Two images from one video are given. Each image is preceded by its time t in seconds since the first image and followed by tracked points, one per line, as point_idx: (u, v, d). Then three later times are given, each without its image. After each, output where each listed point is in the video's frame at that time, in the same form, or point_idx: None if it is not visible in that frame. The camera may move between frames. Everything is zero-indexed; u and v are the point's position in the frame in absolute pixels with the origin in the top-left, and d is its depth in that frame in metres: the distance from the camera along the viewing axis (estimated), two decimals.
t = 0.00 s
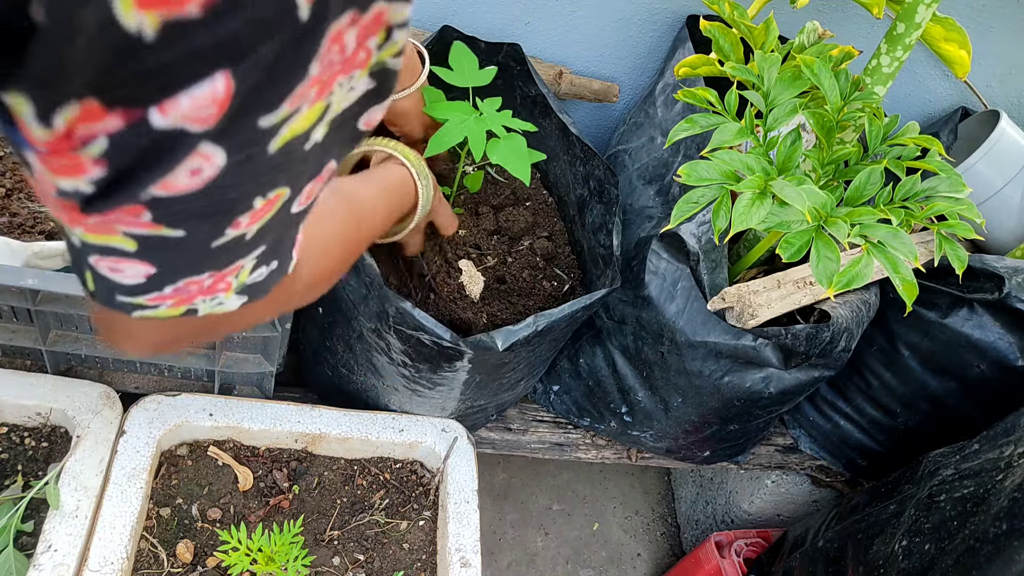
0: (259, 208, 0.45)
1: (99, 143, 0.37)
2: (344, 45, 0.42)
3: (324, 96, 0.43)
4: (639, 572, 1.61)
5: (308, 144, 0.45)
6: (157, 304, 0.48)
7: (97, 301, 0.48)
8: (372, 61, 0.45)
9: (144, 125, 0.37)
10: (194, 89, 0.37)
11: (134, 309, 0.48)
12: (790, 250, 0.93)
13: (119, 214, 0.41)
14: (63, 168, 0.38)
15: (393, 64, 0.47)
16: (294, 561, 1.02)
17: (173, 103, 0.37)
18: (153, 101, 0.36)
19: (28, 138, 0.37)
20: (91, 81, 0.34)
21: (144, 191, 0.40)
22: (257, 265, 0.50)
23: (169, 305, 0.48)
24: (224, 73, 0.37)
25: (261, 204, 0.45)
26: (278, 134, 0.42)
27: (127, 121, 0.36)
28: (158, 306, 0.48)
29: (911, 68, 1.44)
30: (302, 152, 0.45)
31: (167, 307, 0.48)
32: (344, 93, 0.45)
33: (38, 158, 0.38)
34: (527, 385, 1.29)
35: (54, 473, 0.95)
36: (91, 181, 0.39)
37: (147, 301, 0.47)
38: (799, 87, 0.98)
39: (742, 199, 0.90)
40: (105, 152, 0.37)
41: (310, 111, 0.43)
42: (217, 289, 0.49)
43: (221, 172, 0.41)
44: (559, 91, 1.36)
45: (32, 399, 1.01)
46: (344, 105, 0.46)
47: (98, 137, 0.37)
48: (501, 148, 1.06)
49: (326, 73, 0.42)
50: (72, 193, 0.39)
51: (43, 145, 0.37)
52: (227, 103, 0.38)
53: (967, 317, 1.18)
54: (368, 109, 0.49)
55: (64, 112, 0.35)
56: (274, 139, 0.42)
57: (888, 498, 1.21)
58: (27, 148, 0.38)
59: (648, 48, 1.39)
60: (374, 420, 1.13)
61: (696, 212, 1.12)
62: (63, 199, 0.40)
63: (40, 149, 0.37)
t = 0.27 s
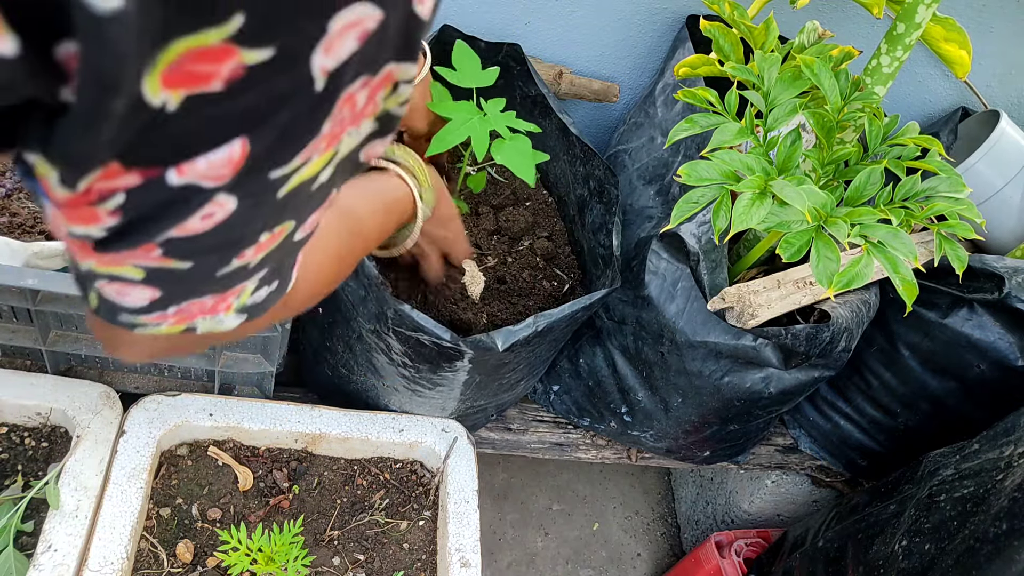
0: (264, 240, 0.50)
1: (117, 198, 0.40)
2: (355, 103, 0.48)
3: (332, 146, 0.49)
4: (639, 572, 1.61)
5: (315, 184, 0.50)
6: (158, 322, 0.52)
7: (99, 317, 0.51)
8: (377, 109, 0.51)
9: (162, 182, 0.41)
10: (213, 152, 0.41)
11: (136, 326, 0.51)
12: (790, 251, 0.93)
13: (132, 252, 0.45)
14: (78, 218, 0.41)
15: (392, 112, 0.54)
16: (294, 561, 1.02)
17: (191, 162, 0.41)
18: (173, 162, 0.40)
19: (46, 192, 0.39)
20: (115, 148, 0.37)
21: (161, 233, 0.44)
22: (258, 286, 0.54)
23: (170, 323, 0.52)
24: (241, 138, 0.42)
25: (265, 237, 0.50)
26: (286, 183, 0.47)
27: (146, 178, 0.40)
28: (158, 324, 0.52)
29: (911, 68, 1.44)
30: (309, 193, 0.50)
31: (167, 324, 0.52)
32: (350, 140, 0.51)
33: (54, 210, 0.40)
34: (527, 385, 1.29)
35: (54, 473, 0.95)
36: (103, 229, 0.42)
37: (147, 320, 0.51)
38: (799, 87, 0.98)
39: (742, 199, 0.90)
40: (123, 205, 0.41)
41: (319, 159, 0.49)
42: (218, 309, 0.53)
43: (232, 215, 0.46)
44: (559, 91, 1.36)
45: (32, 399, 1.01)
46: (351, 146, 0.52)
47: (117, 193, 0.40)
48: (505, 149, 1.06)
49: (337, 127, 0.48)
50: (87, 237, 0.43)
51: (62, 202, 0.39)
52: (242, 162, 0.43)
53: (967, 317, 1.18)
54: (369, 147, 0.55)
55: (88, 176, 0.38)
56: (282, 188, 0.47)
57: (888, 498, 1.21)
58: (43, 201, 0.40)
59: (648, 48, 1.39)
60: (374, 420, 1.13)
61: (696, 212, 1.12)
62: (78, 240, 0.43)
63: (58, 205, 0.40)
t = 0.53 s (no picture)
0: (322, 286, 0.46)
1: (158, 234, 0.38)
2: (398, 129, 0.44)
3: (380, 178, 0.45)
4: (639, 572, 1.61)
5: (370, 224, 0.46)
6: (232, 385, 0.50)
7: (177, 382, 0.50)
8: (426, 143, 0.48)
9: (203, 217, 0.38)
10: (248, 181, 0.37)
11: (211, 390, 0.50)
12: (790, 250, 0.94)
13: (187, 301, 0.42)
14: (121, 259, 0.39)
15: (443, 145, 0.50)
16: (294, 561, 1.02)
17: (230, 194, 0.37)
18: (212, 194, 0.37)
19: (88, 232, 0.38)
20: (151, 180, 0.35)
21: (211, 280, 0.41)
22: (327, 342, 0.51)
23: (243, 386, 0.50)
24: (279, 164, 0.38)
25: (325, 281, 0.46)
26: (335, 216, 0.43)
27: (184, 215, 0.37)
28: (232, 387, 0.50)
29: (911, 68, 1.44)
30: (363, 232, 0.46)
31: (242, 387, 0.51)
32: (400, 174, 0.47)
33: (100, 250, 0.39)
34: (527, 385, 1.29)
35: (54, 473, 0.95)
36: (149, 271, 0.40)
37: (220, 382, 0.49)
38: (798, 87, 0.98)
39: (742, 199, 0.90)
40: (164, 243, 0.38)
41: (368, 192, 0.44)
42: (289, 368, 0.51)
43: (281, 255, 0.42)
44: (559, 90, 1.36)
45: (32, 399, 1.01)
46: (401, 186, 0.48)
47: (157, 229, 0.37)
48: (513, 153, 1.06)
49: (382, 156, 0.44)
50: (135, 283, 0.41)
51: (105, 240, 0.38)
52: (282, 189, 0.39)
53: (967, 317, 1.18)
54: (421, 186, 0.51)
55: (127, 211, 0.36)
56: (333, 220, 0.43)
57: (888, 498, 1.21)
58: (90, 244, 0.39)
59: (648, 48, 1.39)
60: (374, 420, 1.13)
61: (696, 212, 1.12)
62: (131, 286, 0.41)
63: (101, 244, 0.38)
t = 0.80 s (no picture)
0: (366, 292, 0.47)
1: (210, 256, 0.39)
2: (431, 150, 0.44)
3: (416, 194, 0.45)
4: (639, 572, 1.61)
5: (409, 234, 0.47)
6: (287, 384, 0.52)
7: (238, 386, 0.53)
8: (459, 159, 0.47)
9: (251, 240, 0.39)
10: (292, 208, 0.39)
11: (268, 390, 0.52)
12: (790, 251, 0.94)
13: (243, 314, 0.44)
14: (176, 280, 0.40)
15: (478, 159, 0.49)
16: (294, 561, 1.02)
17: (276, 220, 0.39)
18: (260, 219, 0.38)
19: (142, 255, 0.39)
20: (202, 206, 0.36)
21: (263, 294, 0.43)
22: (374, 340, 0.52)
23: (298, 386, 0.52)
24: (320, 190, 0.39)
25: (368, 289, 0.47)
26: (375, 230, 0.43)
27: (235, 239, 0.38)
28: (288, 387, 0.52)
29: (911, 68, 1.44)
30: (403, 243, 0.47)
31: (296, 387, 0.52)
32: (434, 188, 0.47)
33: (155, 272, 0.40)
34: (527, 385, 1.29)
35: (54, 473, 0.95)
36: (202, 290, 0.41)
37: (276, 383, 0.51)
38: (798, 87, 0.99)
39: (742, 199, 0.90)
40: (216, 265, 0.40)
41: (405, 209, 0.45)
42: (338, 367, 0.52)
43: (328, 269, 0.43)
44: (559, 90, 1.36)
45: (32, 399, 1.01)
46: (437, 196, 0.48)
47: (209, 253, 0.39)
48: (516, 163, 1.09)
49: (416, 176, 0.44)
50: (189, 300, 0.42)
51: (159, 263, 0.39)
52: (325, 212, 0.40)
53: (967, 317, 1.18)
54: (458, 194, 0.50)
55: (178, 236, 0.37)
56: (373, 234, 0.43)
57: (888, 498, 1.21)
58: (144, 267, 0.40)
59: (648, 48, 1.39)
60: (374, 420, 1.13)
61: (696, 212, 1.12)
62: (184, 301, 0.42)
63: (156, 268, 0.40)
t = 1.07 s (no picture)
0: (434, 257, 0.52)
1: (296, 233, 0.44)
2: (483, 121, 0.47)
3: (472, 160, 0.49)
4: (639, 572, 1.61)
5: (467, 201, 0.51)
6: (369, 346, 0.58)
7: (322, 354, 0.59)
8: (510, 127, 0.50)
9: (331, 217, 0.44)
10: (365, 185, 0.43)
11: (352, 353, 0.58)
12: (790, 251, 0.94)
13: (330, 288, 0.49)
14: (265, 257, 0.45)
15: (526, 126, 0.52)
16: (294, 561, 1.02)
17: (351, 197, 0.43)
18: (337, 198, 0.43)
19: (235, 236, 0.44)
20: (288, 186, 0.41)
21: (344, 269, 0.48)
22: (441, 296, 0.58)
23: (378, 346, 0.58)
24: (391, 166, 0.43)
25: (434, 254, 0.52)
26: (439, 202, 0.48)
27: (316, 216, 0.43)
28: (370, 348, 0.58)
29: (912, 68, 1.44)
30: (461, 210, 0.51)
31: (377, 348, 0.58)
32: (487, 158, 0.50)
33: (248, 251, 0.45)
34: (527, 385, 1.29)
35: (54, 473, 0.95)
36: (289, 265, 0.46)
37: (359, 345, 0.57)
38: (798, 87, 0.98)
39: (742, 199, 0.90)
40: (301, 240, 0.44)
41: (463, 178, 0.49)
42: (410, 324, 0.58)
43: (403, 240, 0.49)
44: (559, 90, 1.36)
45: (32, 399, 1.01)
46: (489, 167, 0.51)
47: (295, 229, 0.44)
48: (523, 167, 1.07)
49: (470, 146, 0.47)
50: (280, 274, 0.47)
51: (250, 242, 0.44)
52: (394, 186, 0.44)
53: (967, 317, 1.18)
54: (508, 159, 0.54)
55: (267, 216, 0.42)
56: (437, 206, 0.48)
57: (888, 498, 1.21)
58: (237, 248, 0.46)
59: (648, 48, 1.39)
60: (374, 420, 1.13)
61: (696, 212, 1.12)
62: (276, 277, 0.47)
63: (247, 247, 0.45)
